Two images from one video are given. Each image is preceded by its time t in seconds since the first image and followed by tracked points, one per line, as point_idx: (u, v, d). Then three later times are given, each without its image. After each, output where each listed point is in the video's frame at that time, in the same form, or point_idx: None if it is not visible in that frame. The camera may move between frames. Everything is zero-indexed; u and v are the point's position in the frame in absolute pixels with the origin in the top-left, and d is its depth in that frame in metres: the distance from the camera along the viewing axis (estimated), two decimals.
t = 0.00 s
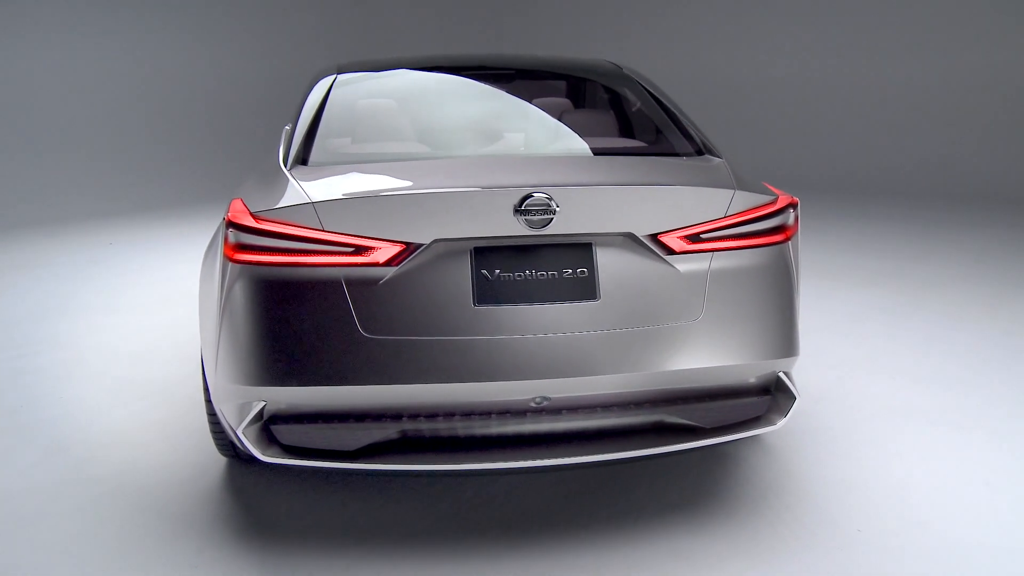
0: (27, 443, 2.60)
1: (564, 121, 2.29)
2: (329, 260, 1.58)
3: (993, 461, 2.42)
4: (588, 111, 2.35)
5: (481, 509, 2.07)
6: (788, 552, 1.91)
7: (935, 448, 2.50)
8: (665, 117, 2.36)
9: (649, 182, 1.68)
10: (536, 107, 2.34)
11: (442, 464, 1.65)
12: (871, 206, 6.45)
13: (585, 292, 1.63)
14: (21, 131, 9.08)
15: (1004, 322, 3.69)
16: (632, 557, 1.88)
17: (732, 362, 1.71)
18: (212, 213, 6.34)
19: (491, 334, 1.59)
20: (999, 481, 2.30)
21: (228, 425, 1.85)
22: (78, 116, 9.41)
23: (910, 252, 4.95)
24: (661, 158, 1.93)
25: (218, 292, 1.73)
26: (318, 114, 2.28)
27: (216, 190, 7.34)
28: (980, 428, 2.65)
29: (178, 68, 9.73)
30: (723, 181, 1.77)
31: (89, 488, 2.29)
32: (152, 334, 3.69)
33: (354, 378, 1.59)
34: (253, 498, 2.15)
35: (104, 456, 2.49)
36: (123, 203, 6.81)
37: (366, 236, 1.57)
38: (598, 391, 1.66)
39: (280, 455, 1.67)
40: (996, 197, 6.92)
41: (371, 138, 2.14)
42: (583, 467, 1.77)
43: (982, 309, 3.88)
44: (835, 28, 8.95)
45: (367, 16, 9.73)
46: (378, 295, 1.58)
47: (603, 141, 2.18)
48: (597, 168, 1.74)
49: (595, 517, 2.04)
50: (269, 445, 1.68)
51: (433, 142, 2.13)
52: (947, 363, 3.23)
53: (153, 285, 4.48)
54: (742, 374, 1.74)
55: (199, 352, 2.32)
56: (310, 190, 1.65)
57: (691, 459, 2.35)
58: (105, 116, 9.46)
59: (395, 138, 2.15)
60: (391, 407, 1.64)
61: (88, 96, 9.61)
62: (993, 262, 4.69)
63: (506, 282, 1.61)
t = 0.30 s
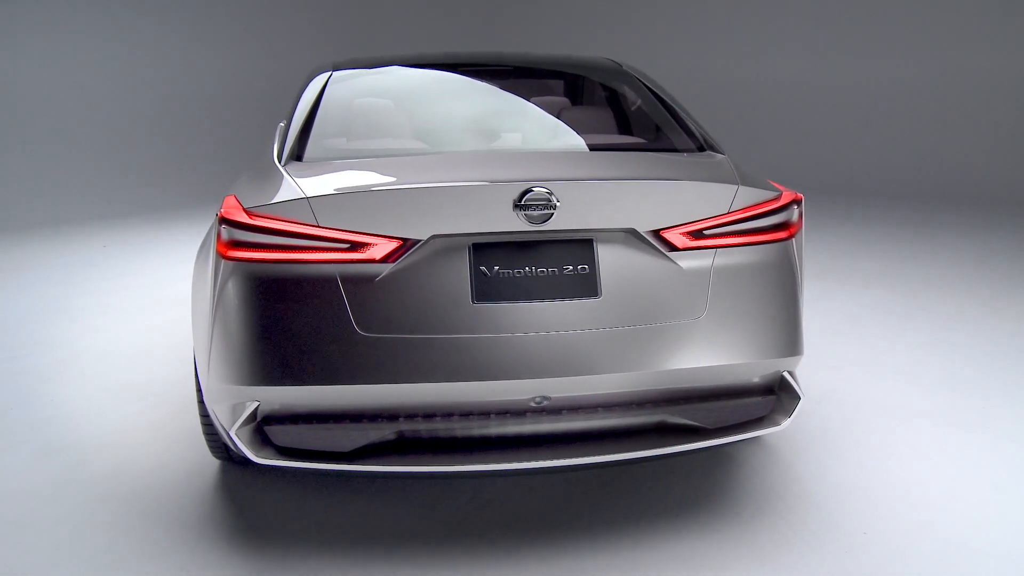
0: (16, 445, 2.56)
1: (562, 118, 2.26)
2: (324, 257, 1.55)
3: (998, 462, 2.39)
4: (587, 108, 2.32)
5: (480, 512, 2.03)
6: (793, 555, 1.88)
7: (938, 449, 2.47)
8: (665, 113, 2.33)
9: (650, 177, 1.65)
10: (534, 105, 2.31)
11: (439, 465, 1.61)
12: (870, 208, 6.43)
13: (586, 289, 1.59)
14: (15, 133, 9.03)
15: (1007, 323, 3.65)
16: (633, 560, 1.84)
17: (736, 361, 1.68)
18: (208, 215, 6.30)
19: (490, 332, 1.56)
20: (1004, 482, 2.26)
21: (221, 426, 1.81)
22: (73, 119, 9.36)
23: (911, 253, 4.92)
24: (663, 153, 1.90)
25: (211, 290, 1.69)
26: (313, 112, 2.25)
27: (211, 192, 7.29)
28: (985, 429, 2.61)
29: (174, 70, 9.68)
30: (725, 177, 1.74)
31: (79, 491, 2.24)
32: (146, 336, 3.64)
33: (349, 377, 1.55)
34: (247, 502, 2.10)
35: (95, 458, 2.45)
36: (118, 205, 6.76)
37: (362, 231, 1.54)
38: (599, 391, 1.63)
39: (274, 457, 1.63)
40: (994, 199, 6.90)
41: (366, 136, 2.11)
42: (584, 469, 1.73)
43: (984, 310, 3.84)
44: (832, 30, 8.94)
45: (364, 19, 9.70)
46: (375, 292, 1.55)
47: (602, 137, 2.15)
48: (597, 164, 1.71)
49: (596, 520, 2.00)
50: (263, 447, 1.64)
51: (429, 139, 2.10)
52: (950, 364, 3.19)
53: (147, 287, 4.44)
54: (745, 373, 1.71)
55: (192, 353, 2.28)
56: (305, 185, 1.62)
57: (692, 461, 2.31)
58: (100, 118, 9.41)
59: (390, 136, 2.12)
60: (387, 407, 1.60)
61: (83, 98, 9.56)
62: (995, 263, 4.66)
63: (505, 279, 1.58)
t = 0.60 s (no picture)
0: (8, 448, 2.51)
1: (561, 115, 2.23)
2: (320, 253, 1.51)
3: (1005, 463, 2.35)
4: (586, 105, 2.29)
5: (478, 514, 1.99)
6: (798, 557, 1.84)
7: (944, 451, 2.43)
8: (665, 109, 2.30)
9: (652, 171, 1.61)
10: (533, 101, 2.28)
11: (437, 466, 1.57)
12: (872, 210, 6.40)
13: (588, 286, 1.56)
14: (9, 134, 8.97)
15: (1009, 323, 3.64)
16: (636, 563, 1.80)
17: (740, 359, 1.64)
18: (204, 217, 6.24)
19: (489, 330, 1.52)
20: (1012, 484, 2.23)
21: (214, 427, 1.77)
22: (67, 120, 9.30)
23: (911, 254, 4.91)
24: (665, 149, 1.87)
25: (204, 287, 1.65)
26: (308, 108, 2.21)
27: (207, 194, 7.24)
28: (989, 430, 2.58)
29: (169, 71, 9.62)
30: (730, 172, 1.71)
31: (69, 494, 2.20)
32: (143, 337, 3.61)
33: (344, 376, 1.52)
34: (242, 504, 2.06)
35: (87, 461, 2.40)
36: (113, 207, 6.70)
37: (359, 227, 1.50)
38: (601, 391, 1.59)
39: (269, 458, 1.59)
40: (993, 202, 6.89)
41: (362, 133, 2.08)
42: (586, 470, 1.69)
43: (982, 310, 3.82)
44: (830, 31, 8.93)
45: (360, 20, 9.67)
46: (372, 289, 1.51)
47: (600, 133, 2.12)
48: (597, 159, 1.68)
49: (597, 522, 1.96)
50: (257, 448, 1.60)
51: (426, 135, 2.06)
52: (951, 364, 3.18)
53: (142, 288, 4.40)
54: (751, 372, 1.68)
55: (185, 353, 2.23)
56: (299, 180, 1.58)
57: (694, 463, 2.28)
58: (95, 119, 9.35)
59: (386, 132, 2.09)
60: (385, 406, 1.57)
61: (78, 99, 9.49)
62: (995, 264, 4.65)
63: (505, 275, 1.54)
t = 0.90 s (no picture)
0: None
1: (560, 110, 2.20)
2: (316, 248, 1.47)
3: (1012, 463, 2.32)
4: (586, 100, 2.26)
5: (477, 516, 1.95)
6: (804, 560, 1.81)
7: (949, 451, 2.40)
8: (666, 104, 2.28)
9: (655, 165, 1.58)
10: (532, 96, 2.24)
11: (436, 467, 1.53)
12: (872, 209, 6.37)
13: (590, 282, 1.53)
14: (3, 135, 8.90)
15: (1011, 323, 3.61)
16: (638, 566, 1.77)
17: (745, 358, 1.61)
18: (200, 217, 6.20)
19: (489, 327, 1.49)
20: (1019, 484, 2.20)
21: (207, 428, 1.73)
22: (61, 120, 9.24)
23: (911, 253, 4.88)
24: (667, 143, 1.84)
25: (197, 284, 1.61)
26: (303, 104, 2.18)
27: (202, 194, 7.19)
28: (994, 431, 2.54)
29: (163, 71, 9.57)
30: (734, 166, 1.68)
31: (59, 496, 2.15)
32: (136, 338, 3.56)
33: (340, 375, 1.48)
34: (236, 506, 2.02)
35: (79, 463, 2.36)
36: (108, 207, 6.65)
37: (355, 222, 1.47)
38: (603, 390, 1.56)
39: (263, 459, 1.55)
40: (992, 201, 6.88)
41: (358, 128, 2.05)
42: (587, 472, 1.66)
43: (984, 310, 3.80)
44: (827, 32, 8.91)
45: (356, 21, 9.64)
46: (369, 285, 1.48)
47: (601, 128, 2.09)
48: (599, 153, 1.65)
49: (599, 524, 1.93)
50: (251, 449, 1.55)
51: (422, 130, 2.03)
52: (954, 364, 3.15)
53: (135, 289, 4.35)
54: (756, 371, 1.64)
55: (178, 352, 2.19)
56: (295, 174, 1.54)
57: (696, 464, 2.24)
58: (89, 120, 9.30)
59: (383, 127, 2.06)
60: (382, 406, 1.53)
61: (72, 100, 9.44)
62: (994, 263, 4.63)
63: (506, 271, 1.51)
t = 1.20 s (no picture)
0: None
1: (560, 104, 2.16)
2: (312, 244, 1.44)
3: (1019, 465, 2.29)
4: (586, 96, 2.23)
5: (476, 519, 1.92)
6: (811, 563, 1.78)
7: (956, 452, 2.37)
8: (667, 100, 2.25)
9: (659, 159, 1.55)
10: (531, 90, 2.20)
11: (435, 469, 1.50)
12: (870, 209, 6.35)
13: (593, 279, 1.50)
14: None
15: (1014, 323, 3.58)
16: (642, 569, 1.73)
17: (752, 356, 1.58)
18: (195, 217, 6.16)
19: (490, 324, 1.45)
20: None
21: (201, 428, 1.69)
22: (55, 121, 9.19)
23: (912, 254, 4.85)
24: (671, 138, 1.81)
25: (191, 280, 1.57)
26: (299, 99, 2.14)
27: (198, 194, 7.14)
28: (999, 431, 2.52)
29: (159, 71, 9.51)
30: (740, 161, 1.65)
31: (49, 499, 2.11)
32: (128, 339, 3.52)
33: (337, 374, 1.44)
34: (231, 509, 1.99)
35: (70, 465, 2.32)
36: (102, 207, 6.61)
37: (353, 216, 1.43)
38: (606, 389, 1.52)
39: (258, 460, 1.51)
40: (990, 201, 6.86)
41: (354, 122, 2.01)
42: (589, 473, 1.62)
43: (985, 309, 3.77)
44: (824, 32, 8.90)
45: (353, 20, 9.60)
46: (367, 282, 1.44)
47: (601, 122, 2.06)
48: (602, 147, 1.62)
49: (600, 527, 1.89)
50: (246, 450, 1.51)
51: (419, 125, 1.99)
52: (958, 364, 3.11)
53: (129, 289, 4.31)
54: (763, 370, 1.61)
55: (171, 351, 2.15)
56: (292, 167, 1.51)
57: (699, 465, 2.21)
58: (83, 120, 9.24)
59: (379, 122, 2.02)
60: (380, 406, 1.49)
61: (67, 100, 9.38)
62: (996, 263, 4.60)
63: (507, 267, 1.47)
